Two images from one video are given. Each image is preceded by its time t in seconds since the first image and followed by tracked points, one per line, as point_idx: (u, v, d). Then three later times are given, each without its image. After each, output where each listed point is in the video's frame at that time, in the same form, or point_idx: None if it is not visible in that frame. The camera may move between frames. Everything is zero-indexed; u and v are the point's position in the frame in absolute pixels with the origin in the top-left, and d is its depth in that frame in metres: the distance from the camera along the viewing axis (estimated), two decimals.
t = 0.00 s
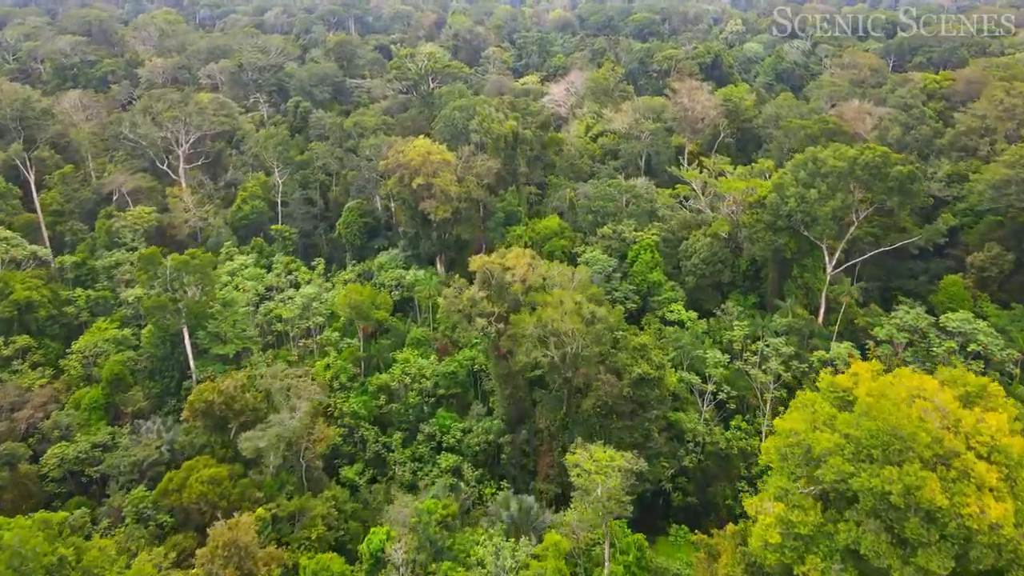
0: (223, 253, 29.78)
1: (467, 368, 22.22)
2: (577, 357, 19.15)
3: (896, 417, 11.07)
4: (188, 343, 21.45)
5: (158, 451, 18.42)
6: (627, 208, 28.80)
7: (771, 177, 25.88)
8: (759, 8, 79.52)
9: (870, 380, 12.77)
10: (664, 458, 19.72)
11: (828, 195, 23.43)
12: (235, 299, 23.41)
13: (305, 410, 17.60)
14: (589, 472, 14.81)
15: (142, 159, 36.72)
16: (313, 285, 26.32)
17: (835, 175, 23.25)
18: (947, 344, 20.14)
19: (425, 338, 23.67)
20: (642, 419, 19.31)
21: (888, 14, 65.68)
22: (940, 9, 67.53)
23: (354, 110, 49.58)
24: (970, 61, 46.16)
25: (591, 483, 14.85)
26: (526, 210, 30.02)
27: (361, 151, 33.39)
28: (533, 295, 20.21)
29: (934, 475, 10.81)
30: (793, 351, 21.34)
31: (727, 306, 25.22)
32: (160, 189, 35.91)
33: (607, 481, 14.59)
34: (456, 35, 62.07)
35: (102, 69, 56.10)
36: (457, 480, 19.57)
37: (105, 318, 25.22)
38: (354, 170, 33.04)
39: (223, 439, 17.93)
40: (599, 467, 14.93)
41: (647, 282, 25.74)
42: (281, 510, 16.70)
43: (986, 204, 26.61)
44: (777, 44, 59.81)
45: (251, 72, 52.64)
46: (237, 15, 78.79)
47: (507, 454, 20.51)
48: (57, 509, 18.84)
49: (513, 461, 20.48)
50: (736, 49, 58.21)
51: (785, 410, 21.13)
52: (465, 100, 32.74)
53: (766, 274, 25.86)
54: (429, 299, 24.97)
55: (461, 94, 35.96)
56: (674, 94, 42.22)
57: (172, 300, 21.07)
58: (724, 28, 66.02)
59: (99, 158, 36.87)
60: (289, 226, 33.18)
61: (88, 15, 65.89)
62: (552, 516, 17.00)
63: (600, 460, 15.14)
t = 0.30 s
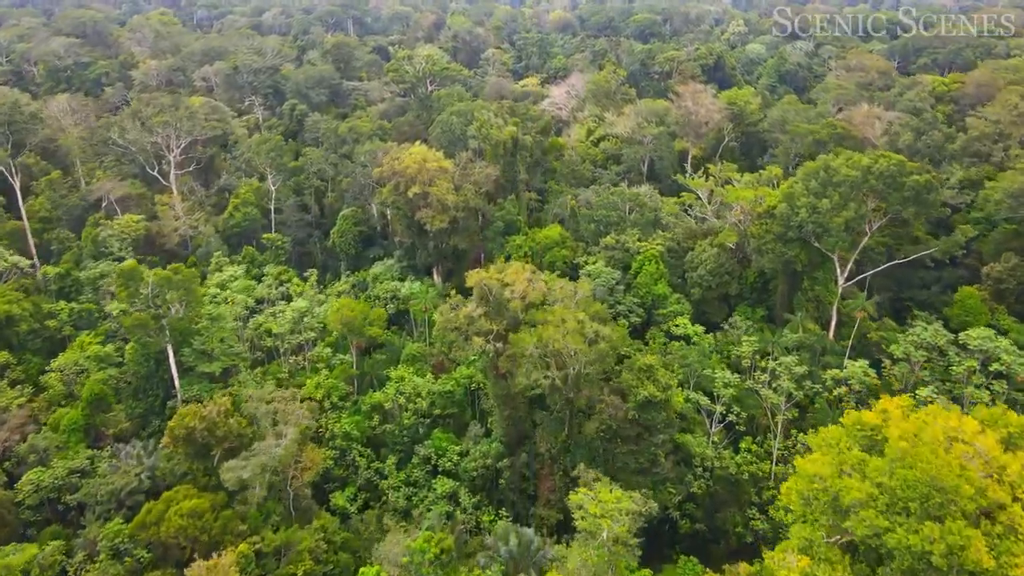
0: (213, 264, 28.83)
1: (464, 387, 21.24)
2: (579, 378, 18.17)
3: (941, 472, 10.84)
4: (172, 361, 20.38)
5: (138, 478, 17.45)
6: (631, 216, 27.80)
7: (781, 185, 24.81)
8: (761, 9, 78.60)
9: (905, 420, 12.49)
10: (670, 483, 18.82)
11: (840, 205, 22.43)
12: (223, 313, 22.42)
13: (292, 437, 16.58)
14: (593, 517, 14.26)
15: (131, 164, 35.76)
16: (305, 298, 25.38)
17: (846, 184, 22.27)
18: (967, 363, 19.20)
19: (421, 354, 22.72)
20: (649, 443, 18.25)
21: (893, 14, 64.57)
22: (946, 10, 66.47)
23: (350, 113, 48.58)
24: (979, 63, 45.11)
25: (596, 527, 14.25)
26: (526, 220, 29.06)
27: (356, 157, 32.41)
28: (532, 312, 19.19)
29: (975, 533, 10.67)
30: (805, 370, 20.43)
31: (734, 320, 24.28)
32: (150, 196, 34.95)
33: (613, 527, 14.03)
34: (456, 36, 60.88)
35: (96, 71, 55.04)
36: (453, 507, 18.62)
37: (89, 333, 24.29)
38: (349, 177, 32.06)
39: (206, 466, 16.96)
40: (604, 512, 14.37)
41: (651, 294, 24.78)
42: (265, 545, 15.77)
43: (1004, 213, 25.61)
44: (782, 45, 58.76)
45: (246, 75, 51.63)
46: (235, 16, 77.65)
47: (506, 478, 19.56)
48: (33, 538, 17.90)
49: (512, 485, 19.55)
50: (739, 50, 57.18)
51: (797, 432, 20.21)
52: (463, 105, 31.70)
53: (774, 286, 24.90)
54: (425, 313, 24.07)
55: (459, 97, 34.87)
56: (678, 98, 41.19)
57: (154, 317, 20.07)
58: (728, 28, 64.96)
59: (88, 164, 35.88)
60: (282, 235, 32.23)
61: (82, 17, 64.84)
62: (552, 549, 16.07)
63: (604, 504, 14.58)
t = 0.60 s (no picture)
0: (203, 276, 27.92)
1: (461, 407, 20.25)
2: (581, 402, 17.23)
3: (990, 534, 10.99)
4: (155, 381, 19.50)
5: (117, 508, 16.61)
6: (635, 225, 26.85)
7: (791, 194, 23.92)
8: (762, 9, 77.62)
9: (942, 465, 12.64)
10: (677, 512, 17.87)
11: (853, 216, 21.57)
12: (209, 329, 21.49)
13: (276, 467, 15.63)
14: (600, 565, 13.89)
15: (120, 170, 34.80)
16: (297, 311, 24.46)
17: (859, 193, 21.54)
18: (989, 384, 18.24)
19: (416, 371, 21.76)
20: (655, 470, 17.25)
21: (896, 15, 63.58)
22: (950, 11, 65.53)
23: (347, 116, 47.59)
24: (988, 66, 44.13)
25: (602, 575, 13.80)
26: (526, 229, 28.12)
27: (351, 163, 31.46)
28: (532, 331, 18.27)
29: None
30: (819, 391, 19.49)
31: (742, 334, 23.31)
32: (139, 203, 33.97)
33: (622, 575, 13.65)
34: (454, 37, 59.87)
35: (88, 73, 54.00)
36: (449, 538, 17.65)
37: (72, 348, 23.36)
38: (343, 184, 31.11)
39: (187, 496, 16.01)
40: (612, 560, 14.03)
41: (656, 307, 23.84)
42: None
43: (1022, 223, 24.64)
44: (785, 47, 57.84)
45: (241, 77, 50.61)
46: (231, 16, 76.56)
47: (505, 505, 18.54)
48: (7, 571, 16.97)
49: (511, 512, 18.53)
50: (742, 51, 56.21)
51: (810, 455, 19.26)
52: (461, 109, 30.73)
53: (783, 299, 23.96)
54: (420, 328, 23.14)
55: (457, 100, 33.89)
56: (682, 101, 40.19)
57: (135, 335, 19.10)
58: (730, 29, 63.98)
59: (76, 169, 34.86)
60: (275, 244, 31.29)
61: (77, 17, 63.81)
62: None
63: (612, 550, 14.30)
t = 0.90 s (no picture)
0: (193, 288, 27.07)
1: (457, 429, 19.32)
2: (584, 428, 16.26)
3: None
4: (136, 403, 18.62)
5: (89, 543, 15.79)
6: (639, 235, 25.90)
7: (802, 204, 23.05)
8: (764, 9, 76.64)
9: (987, 521, 12.24)
10: (685, 543, 17.04)
11: (869, 227, 20.59)
12: (195, 347, 20.60)
13: (259, 501, 14.71)
14: None
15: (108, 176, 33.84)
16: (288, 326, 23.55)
17: (876, 204, 20.57)
18: (1015, 407, 17.28)
19: (410, 390, 20.86)
20: (662, 500, 16.33)
21: (900, 15, 62.62)
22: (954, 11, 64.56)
23: (344, 119, 46.61)
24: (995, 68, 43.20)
25: None
26: (525, 238, 27.20)
27: (345, 169, 30.49)
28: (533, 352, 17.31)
29: None
30: (834, 414, 18.58)
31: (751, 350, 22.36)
32: (128, 210, 33.02)
33: None
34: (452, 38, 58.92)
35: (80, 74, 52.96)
36: (444, 570, 16.73)
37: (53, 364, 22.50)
38: (338, 190, 30.17)
39: (164, 531, 15.10)
40: None
41: (660, 321, 22.91)
42: None
43: None
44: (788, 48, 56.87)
45: (236, 79, 49.59)
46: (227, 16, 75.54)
47: (504, 535, 17.63)
48: None
49: (510, 542, 17.65)
50: (744, 52, 55.20)
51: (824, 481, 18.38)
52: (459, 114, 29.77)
53: (794, 312, 23.01)
54: (415, 344, 22.20)
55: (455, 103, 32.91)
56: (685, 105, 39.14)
57: (113, 356, 18.15)
58: (732, 29, 62.98)
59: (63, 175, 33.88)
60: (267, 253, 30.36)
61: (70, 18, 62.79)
62: None
63: None
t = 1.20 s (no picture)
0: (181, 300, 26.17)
1: (453, 453, 18.41)
2: (588, 457, 15.32)
3: None
4: (114, 426, 17.87)
5: None
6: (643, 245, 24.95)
7: (814, 215, 22.07)
8: (766, 9, 75.62)
9: None
10: None
11: (884, 241, 19.71)
12: (178, 366, 19.73)
13: (238, 539, 13.85)
14: None
15: (96, 182, 32.88)
16: (278, 341, 22.62)
17: (891, 216, 19.70)
18: None
19: (404, 411, 19.93)
20: (670, 533, 15.32)
21: (904, 15, 61.58)
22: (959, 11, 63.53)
23: (340, 122, 45.62)
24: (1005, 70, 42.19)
25: None
26: (525, 249, 26.26)
27: (339, 176, 29.53)
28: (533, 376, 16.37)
29: None
30: (850, 440, 17.67)
31: (760, 366, 21.39)
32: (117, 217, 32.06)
33: None
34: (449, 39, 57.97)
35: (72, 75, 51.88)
36: None
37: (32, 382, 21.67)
38: (331, 198, 29.21)
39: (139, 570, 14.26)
40: None
41: (666, 336, 21.99)
42: None
43: None
44: (791, 49, 55.86)
45: (231, 82, 48.57)
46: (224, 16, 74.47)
47: (502, 568, 16.70)
48: None
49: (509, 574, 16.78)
50: (747, 53, 54.14)
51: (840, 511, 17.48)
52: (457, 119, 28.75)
53: (805, 327, 22.00)
54: (410, 361, 21.29)
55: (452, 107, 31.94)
56: (689, 108, 38.17)
57: (89, 378, 17.36)
58: (734, 29, 61.96)
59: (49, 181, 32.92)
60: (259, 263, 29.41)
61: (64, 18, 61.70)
62: None
63: None
